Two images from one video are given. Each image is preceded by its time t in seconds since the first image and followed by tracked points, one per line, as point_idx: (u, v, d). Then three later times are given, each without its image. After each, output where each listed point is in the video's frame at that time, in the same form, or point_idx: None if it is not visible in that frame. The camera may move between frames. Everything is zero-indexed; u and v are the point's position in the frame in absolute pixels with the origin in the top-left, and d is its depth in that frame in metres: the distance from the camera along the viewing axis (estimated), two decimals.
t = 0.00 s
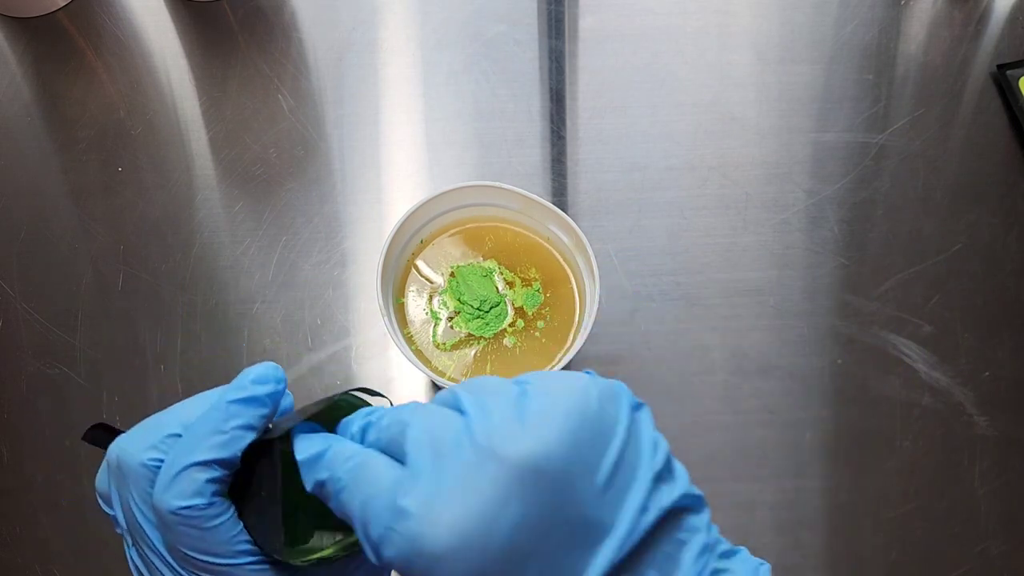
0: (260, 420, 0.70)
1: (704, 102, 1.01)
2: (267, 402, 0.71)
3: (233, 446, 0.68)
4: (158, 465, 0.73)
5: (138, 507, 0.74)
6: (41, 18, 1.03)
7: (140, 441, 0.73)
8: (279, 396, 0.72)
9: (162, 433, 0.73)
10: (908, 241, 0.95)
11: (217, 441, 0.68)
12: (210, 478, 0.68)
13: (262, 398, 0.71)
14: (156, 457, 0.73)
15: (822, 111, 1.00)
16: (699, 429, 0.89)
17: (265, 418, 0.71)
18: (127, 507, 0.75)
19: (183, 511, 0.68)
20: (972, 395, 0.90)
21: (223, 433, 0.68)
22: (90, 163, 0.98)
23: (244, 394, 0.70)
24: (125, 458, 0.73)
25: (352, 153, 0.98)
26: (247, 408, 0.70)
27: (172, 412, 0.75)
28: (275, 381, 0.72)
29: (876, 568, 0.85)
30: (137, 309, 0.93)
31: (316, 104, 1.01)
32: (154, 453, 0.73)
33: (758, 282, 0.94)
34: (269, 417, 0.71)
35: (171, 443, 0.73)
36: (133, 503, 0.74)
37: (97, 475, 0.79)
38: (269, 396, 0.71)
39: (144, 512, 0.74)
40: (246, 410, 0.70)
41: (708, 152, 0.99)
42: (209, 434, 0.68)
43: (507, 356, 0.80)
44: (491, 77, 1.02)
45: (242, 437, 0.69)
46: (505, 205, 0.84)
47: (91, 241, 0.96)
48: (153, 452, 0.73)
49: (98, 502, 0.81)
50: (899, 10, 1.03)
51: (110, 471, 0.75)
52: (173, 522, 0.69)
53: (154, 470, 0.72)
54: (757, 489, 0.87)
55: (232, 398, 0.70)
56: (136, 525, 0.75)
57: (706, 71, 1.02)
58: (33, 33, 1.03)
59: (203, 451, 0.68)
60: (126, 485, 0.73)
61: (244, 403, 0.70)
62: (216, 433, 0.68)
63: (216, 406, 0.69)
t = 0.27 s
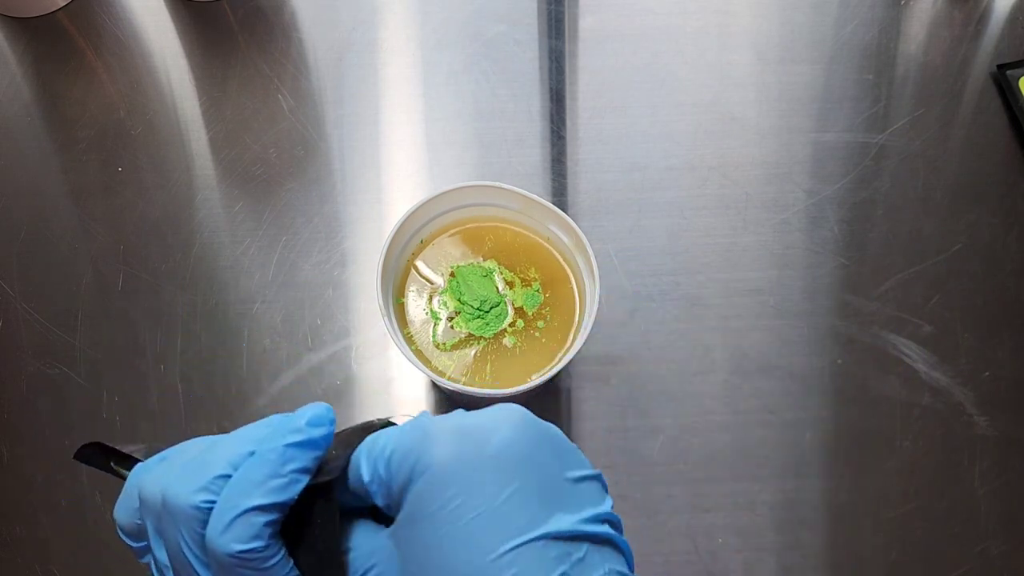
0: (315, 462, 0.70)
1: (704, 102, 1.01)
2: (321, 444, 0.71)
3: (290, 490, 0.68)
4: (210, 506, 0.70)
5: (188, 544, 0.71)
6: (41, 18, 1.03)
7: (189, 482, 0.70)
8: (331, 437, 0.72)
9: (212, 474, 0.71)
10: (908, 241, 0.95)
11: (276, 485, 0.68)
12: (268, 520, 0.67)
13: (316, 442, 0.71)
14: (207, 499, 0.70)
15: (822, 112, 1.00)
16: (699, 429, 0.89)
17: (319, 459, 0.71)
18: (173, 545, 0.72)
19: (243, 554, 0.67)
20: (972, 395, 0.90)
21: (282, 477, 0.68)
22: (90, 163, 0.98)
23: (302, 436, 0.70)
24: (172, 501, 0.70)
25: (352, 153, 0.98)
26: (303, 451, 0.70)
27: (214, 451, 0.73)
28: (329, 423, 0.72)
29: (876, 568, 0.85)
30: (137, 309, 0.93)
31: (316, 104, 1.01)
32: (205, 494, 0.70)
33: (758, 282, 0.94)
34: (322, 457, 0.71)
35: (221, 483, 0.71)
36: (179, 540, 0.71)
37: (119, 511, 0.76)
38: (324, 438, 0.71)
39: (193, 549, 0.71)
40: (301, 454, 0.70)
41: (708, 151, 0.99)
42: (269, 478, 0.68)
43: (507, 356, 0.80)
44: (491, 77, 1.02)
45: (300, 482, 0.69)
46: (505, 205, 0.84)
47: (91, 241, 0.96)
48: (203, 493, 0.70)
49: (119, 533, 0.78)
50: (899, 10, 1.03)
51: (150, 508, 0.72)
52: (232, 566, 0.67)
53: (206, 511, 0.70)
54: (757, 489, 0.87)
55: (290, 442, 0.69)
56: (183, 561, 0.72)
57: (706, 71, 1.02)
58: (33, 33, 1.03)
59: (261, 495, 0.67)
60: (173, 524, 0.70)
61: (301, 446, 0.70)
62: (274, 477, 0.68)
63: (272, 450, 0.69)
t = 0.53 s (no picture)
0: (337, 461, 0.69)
1: (704, 102, 1.01)
2: (342, 444, 0.70)
3: (313, 488, 0.67)
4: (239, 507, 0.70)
5: (219, 549, 0.70)
6: (41, 18, 1.03)
7: (216, 486, 0.70)
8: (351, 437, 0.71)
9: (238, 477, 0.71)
10: (909, 241, 0.95)
11: (299, 484, 0.67)
12: (292, 517, 0.67)
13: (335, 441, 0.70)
14: (235, 501, 0.70)
15: (822, 111, 1.00)
16: (698, 429, 0.89)
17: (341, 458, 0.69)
18: (203, 550, 0.71)
19: (272, 550, 0.66)
20: (972, 395, 0.90)
21: (305, 475, 0.67)
22: (90, 164, 0.98)
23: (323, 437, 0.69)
24: (200, 505, 0.70)
25: (352, 153, 0.98)
26: (324, 451, 0.69)
27: (239, 455, 0.72)
28: (348, 424, 0.71)
29: (876, 568, 0.85)
30: (137, 309, 0.93)
31: (316, 104, 1.01)
32: (232, 496, 0.70)
33: (758, 282, 0.94)
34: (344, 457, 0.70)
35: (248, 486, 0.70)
36: (210, 543, 0.70)
37: (140, 527, 0.76)
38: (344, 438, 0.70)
39: (223, 553, 0.71)
40: (323, 452, 0.69)
41: (708, 151, 0.99)
42: (293, 477, 0.67)
43: (507, 356, 0.80)
44: (491, 77, 1.02)
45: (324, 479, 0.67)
46: (505, 205, 0.84)
47: (91, 241, 0.96)
48: (230, 497, 0.70)
49: (144, 551, 0.78)
50: (899, 10, 1.03)
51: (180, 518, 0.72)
52: (263, 562, 0.67)
53: (234, 514, 0.70)
54: (757, 489, 0.87)
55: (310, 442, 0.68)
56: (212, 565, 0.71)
57: (706, 71, 1.02)
58: (33, 33, 1.03)
59: (287, 493, 0.67)
60: (202, 529, 0.70)
61: (321, 446, 0.69)
62: (296, 476, 0.67)
63: (295, 450, 0.68)
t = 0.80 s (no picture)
0: (304, 417, 0.69)
1: (704, 102, 1.01)
2: (310, 400, 0.70)
3: (280, 443, 0.67)
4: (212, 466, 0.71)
5: (196, 507, 0.72)
6: (41, 18, 1.03)
7: (191, 445, 0.72)
8: (320, 393, 0.71)
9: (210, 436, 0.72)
10: (909, 241, 0.95)
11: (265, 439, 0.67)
12: (260, 473, 0.68)
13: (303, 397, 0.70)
14: (207, 459, 0.71)
15: (822, 111, 1.00)
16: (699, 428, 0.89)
17: (309, 414, 0.69)
18: (183, 508, 0.73)
19: (239, 506, 0.67)
20: (972, 395, 0.90)
21: (271, 431, 0.67)
22: (90, 164, 0.98)
23: (287, 393, 0.69)
24: (176, 464, 0.71)
25: (352, 153, 0.98)
26: (290, 407, 0.69)
27: (215, 416, 0.74)
28: (315, 380, 0.71)
29: (876, 568, 0.85)
30: (136, 309, 0.93)
31: (316, 104, 1.01)
32: (204, 455, 0.71)
33: (758, 282, 0.94)
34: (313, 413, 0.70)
35: (220, 444, 0.72)
36: (187, 503, 0.72)
37: (139, 492, 0.79)
38: (312, 394, 0.70)
39: (200, 511, 0.72)
40: (290, 408, 0.69)
41: (708, 152, 0.99)
42: (260, 432, 0.68)
43: (506, 356, 0.80)
44: (491, 77, 1.02)
45: (289, 434, 0.67)
46: (505, 205, 0.84)
47: (91, 241, 0.96)
48: (203, 455, 0.71)
49: (144, 514, 0.80)
50: (899, 10, 1.03)
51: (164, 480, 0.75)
52: (230, 518, 0.68)
53: (207, 472, 0.71)
54: (756, 489, 0.87)
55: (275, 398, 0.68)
56: (194, 524, 0.73)
57: (706, 71, 1.02)
58: (33, 33, 1.03)
59: (253, 448, 0.68)
60: (180, 487, 0.72)
61: (286, 402, 0.69)
62: (264, 432, 0.68)
63: (261, 406, 0.68)
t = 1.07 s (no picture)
0: (286, 384, 0.68)
1: (704, 103, 1.01)
2: (291, 368, 0.69)
3: (262, 409, 0.66)
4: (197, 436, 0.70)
5: (183, 478, 0.71)
6: (41, 18, 1.03)
7: (177, 417, 0.71)
8: (301, 361, 0.70)
9: (196, 407, 0.71)
10: (909, 241, 0.95)
11: (246, 405, 0.66)
12: (243, 440, 0.66)
13: (286, 364, 0.69)
14: (193, 429, 0.70)
15: (822, 111, 1.00)
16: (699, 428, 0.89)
17: (290, 381, 0.69)
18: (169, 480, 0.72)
19: (222, 473, 0.65)
20: (972, 395, 0.90)
21: (253, 398, 0.66)
22: (90, 163, 0.98)
23: (268, 359, 0.68)
24: (162, 435, 0.71)
25: (352, 152, 0.98)
26: (272, 374, 0.68)
27: (203, 388, 0.73)
28: (296, 347, 0.70)
29: (876, 568, 0.85)
30: (136, 309, 0.93)
31: (316, 104, 1.01)
32: (190, 425, 0.70)
33: (758, 282, 0.94)
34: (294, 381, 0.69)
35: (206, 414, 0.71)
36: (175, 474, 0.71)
37: (138, 470, 0.79)
38: (293, 361, 0.69)
39: (188, 483, 0.71)
40: (271, 375, 0.68)
41: (708, 152, 0.99)
42: (241, 398, 0.66)
43: (506, 356, 0.80)
44: (491, 77, 1.02)
45: (272, 399, 0.66)
46: (505, 205, 0.84)
47: (91, 240, 0.96)
48: (189, 424, 0.70)
49: (141, 492, 0.79)
50: (899, 10, 1.03)
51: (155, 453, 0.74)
52: (212, 485, 0.66)
53: (192, 442, 0.70)
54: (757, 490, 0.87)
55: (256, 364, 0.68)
56: (181, 496, 0.72)
57: (706, 71, 1.02)
58: (33, 33, 1.03)
59: (234, 415, 0.66)
60: (167, 459, 0.71)
61: (267, 368, 0.68)
62: (245, 399, 0.66)
63: (243, 373, 0.68)
